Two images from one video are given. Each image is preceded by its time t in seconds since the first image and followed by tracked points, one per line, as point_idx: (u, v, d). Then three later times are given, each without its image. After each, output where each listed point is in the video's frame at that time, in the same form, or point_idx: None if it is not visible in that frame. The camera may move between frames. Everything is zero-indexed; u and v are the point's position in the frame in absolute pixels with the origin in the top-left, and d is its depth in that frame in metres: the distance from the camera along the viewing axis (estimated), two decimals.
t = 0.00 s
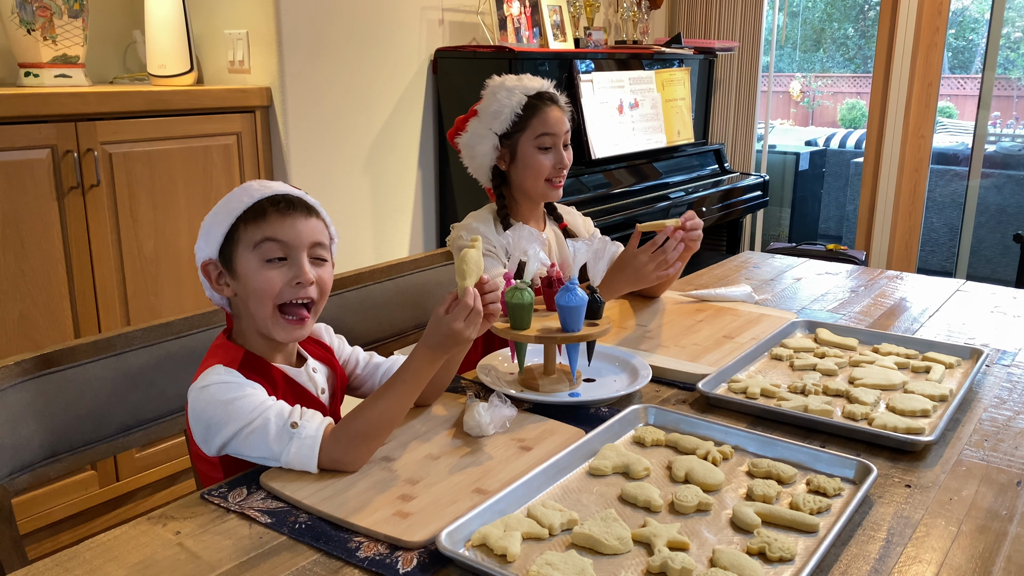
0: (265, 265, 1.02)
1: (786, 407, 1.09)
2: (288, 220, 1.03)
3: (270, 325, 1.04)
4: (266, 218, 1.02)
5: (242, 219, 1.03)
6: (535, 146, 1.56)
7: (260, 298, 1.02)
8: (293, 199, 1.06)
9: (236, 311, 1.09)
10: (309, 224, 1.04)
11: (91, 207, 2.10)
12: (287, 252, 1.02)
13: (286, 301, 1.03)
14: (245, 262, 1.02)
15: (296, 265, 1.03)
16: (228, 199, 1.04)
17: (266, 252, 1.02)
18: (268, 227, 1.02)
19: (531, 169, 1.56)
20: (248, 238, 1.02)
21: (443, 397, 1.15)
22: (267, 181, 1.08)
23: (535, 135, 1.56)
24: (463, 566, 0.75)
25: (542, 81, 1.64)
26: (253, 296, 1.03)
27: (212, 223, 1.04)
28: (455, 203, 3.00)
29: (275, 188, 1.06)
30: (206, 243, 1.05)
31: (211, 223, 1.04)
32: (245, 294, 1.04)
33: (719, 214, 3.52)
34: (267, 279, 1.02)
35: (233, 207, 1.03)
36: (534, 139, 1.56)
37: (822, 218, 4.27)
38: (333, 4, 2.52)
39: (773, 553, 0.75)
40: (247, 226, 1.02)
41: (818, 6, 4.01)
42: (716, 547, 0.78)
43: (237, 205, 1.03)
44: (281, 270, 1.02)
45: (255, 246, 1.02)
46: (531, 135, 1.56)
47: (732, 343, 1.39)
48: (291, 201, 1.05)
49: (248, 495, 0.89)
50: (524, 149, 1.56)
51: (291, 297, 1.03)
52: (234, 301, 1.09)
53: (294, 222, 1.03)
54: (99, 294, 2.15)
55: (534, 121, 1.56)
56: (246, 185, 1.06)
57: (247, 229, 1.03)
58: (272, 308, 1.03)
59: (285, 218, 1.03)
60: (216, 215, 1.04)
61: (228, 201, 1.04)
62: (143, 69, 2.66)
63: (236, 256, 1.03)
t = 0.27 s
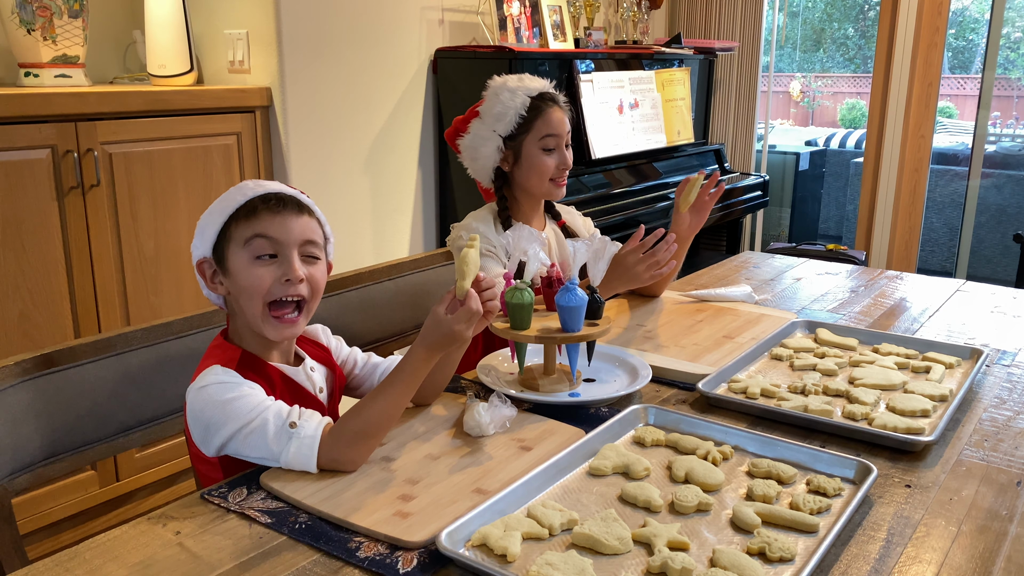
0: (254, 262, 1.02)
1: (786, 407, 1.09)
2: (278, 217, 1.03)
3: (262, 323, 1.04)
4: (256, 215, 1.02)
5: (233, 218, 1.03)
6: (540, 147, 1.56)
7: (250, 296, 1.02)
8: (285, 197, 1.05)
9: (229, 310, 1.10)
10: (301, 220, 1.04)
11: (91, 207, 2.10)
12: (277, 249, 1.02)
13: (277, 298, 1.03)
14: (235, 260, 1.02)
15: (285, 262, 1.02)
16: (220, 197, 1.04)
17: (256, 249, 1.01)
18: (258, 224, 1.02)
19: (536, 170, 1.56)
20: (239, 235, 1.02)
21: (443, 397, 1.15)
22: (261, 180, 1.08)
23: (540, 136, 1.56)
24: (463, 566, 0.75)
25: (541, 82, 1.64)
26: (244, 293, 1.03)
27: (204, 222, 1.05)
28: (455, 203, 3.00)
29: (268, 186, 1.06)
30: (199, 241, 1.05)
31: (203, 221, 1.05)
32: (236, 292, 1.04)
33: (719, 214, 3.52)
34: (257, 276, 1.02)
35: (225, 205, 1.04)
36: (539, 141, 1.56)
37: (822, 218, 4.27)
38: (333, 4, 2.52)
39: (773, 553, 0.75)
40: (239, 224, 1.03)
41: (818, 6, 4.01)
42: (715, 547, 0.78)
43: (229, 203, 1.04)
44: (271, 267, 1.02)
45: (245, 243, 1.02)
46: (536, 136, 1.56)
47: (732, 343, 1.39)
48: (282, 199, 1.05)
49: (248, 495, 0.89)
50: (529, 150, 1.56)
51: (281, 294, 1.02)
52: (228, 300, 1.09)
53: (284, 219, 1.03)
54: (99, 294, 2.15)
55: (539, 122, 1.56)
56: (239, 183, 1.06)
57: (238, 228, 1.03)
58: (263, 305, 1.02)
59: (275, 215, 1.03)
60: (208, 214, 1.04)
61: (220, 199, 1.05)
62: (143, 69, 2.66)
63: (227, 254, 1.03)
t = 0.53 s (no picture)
0: (257, 261, 1.02)
1: (786, 407, 1.09)
2: (282, 217, 1.03)
3: (263, 323, 1.04)
4: (260, 215, 1.02)
5: (237, 217, 1.03)
6: (545, 147, 1.56)
7: (252, 295, 1.02)
8: (289, 197, 1.06)
9: (231, 309, 1.10)
10: (305, 220, 1.04)
11: (91, 207, 2.10)
12: (280, 249, 1.02)
13: (279, 297, 1.03)
14: (238, 259, 1.02)
15: (288, 262, 1.02)
16: (225, 196, 1.04)
17: (259, 248, 1.01)
18: (262, 223, 1.02)
19: (541, 170, 1.57)
20: (242, 234, 1.02)
21: (443, 397, 1.15)
22: (265, 179, 1.08)
23: (545, 136, 1.56)
24: (463, 566, 0.75)
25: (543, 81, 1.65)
26: (246, 292, 1.02)
27: (207, 221, 1.04)
28: (455, 204, 3.00)
29: (272, 186, 1.06)
30: (201, 240, 1.05)
31: (207, 220, 1.05)
32: (238, 291, 1.04)
33: (718, 214, 3.52)
34: (259, 275, 1.02)
35: (229, 204, 1.04)
36: (545, 141, 1.56)
37: (822, 218, 4.27)
38: (333, 5, 2.52)
39: (773, 553, 0.75)
40: (242, 223, 1.03)
41: (818, 6, 4.01)
42: (716, 547, 0.78)
43: (233, 202, 1.04)
44: (274, 267, 1.02)
45: (248, 242, 1.02)
46: (541, 136, 1.56)
47: (732, 343, 1.39)
48: (286, 199, 1.05)
49: (248, 495, 0.89)
50: (535, 150, 1.56)
51: (283, 294, 1.02)
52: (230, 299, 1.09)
53: (288, 219, 1.03)
54: (99, 294, 2.15)
55: (544, 122, 1.56)
56: (244, 182, 1.06)
57: (241, 227, 1.03)
58: (265, 305, 1.03)
59: (279, 214, 1.03)
60: (211, 212, 1.04)
61: (224, 198, 1.05)
62: (143, 69, 2.66)
63: (230, 253, 1.03)
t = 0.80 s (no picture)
0: (260, 258, 1.02)
1: (786, 407, 1.09)
2: (286, 216, 1.03)
3: (262, 321, 1.03)
4: (264, 213, 1.03)
5: (240, 216, 1.04)
6: (547, 146, 1.56)
7: (253, 292, 1.02)
8: (293, 198, 1.06)
9: (229, 308, 1.09)
10: (307, 220, 1.05)
11: (91, 207, 2.10)
12: (283, 246, 1.02)
13: (280, 295, 1.03)
14: (240, 256, 1.02)
15: (290, 259, 1.03)
16: (229, 195, 1.05)
17: (261, 245, 1.02)
18: (265, 221, 1.02)
19: (543, 169, 1.57)
20: (244, 232, 1.03)
21: (443, 396, 1.15)
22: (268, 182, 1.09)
23: (547, 135, 1.56)
24: (463, 566, 0.75)
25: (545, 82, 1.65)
26: (246, 289, 1.02)
27: (210, 219, 1.05)
28: (455, 204, 3.00)
29: (276, 188, 1.07)
30: (203, 238, 1.05)
31: (210, 218, 1.05)
32: (239, 289, 1.04)
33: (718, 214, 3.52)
34: (261, 272, 1.02)
35: (233, 203, 1.04)
36: (546, 140, 1.56)
37: (822, 218, 4.27)
38: (333, 5, 2.52)
39: (773, 553, 0.75)
40: (245, 221, 1.03)
41: (818, 6, 4.01)
42: (716, 547, 0.78)
43: (237, 201, 1.04)
44: (276, 264, 1.02)
45: (251, 239, 1.02)
46: (544, 136, 1.56)
47: (732, 343, 1.39)
48: (290, 199, 1.06)
49: (248, 495, 0.89)
50: (536, 149, 1.56)
51: (284, 291, 1.02)
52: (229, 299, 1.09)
53: (292, 218, 1.03)
54: (99, 294, 2.15)
55: (546, 121, 1.56)
56: (249, 183, 1.07)
57: (244, 225, 1.03)
58: (265, 302, 1.02)
59: (282, 213, 1.03)
60: (214, 211, 1.05)
61: (228, 198, 1.05)
62: (143, 69, 2.66)
63: (231, 250, 1.03)
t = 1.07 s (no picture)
0: (266, 254, 1.02)
1: (786, 407, 1.09)
2: (286, 209, 1.03)
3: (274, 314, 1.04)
4: (264, 207, 1.02)
5: (239, 209, 1.03)
6: (551, 146, 1.57)
7: (262, 287, 1.02)
8: (288, 186, 1.06)
9: (235, 300, 1.09)
10: (307, 209, 1.05)
11: (91, 207, 2.10)
12: (288, 240, 1.02)
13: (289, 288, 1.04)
14: (245, 253, 1.02)
15: (296, 252, 1.03)
16: (224, 188, 1.04)
17: (267, 240, 1.02)
18: (267, 215, 1.02)
19: (547, 169, 1.57)
20: (246, 227, 1.02)
21: (443, 396, 1.15)
22: (259, 168, 1.08)
23: (551, 136, 1.56)
24: (463, 566, 0.75)
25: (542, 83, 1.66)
26: (255, 285, 1.03)
27: (209, 214, 1.04)
28: (455, 204, 3.00)
29: (269, 175, 1.06)
30: (203, 233, 1.04)
31: (207, 214, 1.04)
32: (246, 283, 1.04)
33: (719, 214, 3.52)
34: (269, 268, 1.02)
35: (230, 196, 1.03)
36: (550, 140, 1.57)
37: (822, 218, 4.27)
38: (334, 5, 2.52)
39: (772, 553, 0.75)
40: (246, 216, 1.02)
41: (818, 6, 4.01)
42: (716, 547, 0.78)
43: (234, 194, 1.03)
44: (283, 258, 1.02)
45: (255, 235, 1.02)
46: (547, 136, 1.56)
47: (732, 343, 1.39)
48: (285, 188, 1.05)
49: (248, 495, 0.89)
50: (540, 149, 1.57)
51: (294, 285, 1.03)
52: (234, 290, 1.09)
53: (292, 210, 1.03)
54: (99, 294, 2.15)
55: (549, 122, 1.57)
56: (238, 171, 1.05)
57: (245, 219, 1.02)
58: (275, 297, 1.03)
59: (283, 205, 1.03)
60: (212, 205, 1.04)
61: (223, 191, 1.04)
62: (143, 69, 2.66)
63: (235, 246, 1.03)
